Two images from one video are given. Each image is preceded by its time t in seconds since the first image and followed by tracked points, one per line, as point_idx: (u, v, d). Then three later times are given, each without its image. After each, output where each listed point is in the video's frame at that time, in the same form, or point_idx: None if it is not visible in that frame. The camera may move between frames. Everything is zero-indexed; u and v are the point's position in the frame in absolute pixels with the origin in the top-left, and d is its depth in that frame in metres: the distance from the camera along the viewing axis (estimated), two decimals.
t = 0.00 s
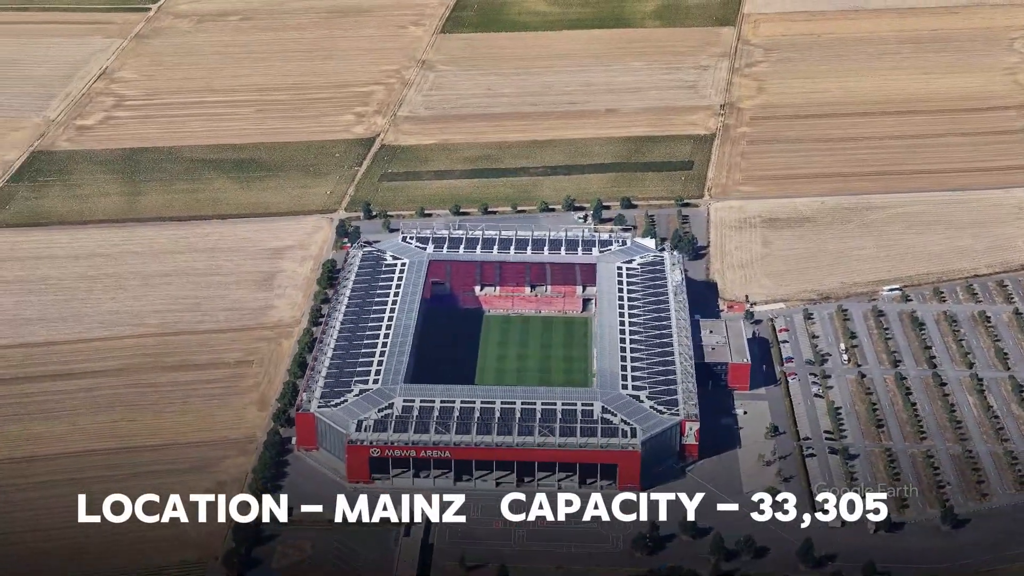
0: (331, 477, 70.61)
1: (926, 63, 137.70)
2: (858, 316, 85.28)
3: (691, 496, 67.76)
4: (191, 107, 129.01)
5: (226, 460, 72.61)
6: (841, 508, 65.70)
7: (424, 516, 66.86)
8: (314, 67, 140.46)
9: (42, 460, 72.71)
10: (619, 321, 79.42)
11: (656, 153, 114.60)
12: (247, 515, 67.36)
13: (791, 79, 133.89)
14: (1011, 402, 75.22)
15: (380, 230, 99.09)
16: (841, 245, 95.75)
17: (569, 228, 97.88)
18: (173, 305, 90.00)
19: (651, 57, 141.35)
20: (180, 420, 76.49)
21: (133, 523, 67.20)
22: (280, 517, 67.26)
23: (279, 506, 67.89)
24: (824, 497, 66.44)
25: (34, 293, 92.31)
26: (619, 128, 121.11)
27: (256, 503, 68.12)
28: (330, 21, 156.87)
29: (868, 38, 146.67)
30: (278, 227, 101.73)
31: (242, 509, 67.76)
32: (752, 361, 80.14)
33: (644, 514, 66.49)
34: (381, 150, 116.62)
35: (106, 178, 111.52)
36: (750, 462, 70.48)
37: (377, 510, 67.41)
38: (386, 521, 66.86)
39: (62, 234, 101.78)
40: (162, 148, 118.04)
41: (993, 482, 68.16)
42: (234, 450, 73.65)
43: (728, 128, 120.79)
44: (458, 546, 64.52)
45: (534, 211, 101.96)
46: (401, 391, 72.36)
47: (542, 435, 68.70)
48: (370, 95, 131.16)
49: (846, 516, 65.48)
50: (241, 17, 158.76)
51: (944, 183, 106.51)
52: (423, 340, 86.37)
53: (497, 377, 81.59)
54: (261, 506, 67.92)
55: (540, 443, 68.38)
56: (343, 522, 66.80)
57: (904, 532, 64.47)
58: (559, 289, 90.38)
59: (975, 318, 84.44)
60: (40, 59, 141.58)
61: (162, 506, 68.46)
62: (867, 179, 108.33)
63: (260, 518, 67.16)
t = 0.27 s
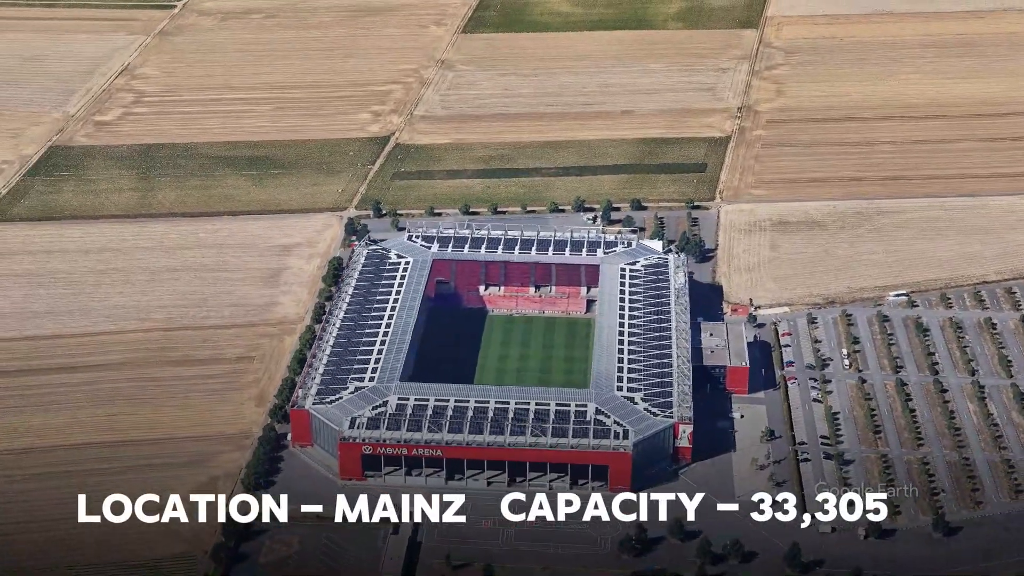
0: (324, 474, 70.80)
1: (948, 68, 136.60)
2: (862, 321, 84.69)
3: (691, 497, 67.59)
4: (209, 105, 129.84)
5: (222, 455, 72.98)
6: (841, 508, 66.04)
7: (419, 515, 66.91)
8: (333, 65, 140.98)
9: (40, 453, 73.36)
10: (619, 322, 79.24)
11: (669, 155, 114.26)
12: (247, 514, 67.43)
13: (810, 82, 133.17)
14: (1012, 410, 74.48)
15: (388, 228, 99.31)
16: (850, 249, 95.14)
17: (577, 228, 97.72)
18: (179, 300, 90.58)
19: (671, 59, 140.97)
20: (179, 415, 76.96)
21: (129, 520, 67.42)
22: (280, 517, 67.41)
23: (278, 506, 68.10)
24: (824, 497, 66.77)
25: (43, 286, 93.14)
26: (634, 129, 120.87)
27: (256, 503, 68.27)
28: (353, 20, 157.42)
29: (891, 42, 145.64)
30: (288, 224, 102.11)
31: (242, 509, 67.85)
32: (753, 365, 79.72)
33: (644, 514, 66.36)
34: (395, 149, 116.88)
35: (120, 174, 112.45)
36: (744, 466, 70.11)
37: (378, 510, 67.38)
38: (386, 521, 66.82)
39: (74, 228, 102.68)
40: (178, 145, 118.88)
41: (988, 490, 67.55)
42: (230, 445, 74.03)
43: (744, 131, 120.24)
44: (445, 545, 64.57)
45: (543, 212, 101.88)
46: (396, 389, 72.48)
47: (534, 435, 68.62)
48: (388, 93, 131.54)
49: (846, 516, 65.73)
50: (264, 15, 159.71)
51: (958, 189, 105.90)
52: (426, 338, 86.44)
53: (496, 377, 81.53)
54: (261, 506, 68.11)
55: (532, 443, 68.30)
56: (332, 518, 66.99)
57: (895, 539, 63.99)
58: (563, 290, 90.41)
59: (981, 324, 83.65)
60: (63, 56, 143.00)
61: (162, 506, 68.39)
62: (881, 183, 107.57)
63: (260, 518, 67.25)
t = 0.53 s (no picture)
0: (317, 471, 70.98)
1: (970, 73, 135.42)
2: (866, 326, 84.10)
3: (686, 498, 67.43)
4: (227, 102, 130.60)
5: (217, 450, 73.33)
6: (841, 507, 65.87)
7: (409, 512, 67.05)
8: (353, 64, 141.42)
9: (38, 445, 74.00)
10: (619, 324, 79.06)
11: (683, 157, 113.89)
12: (247, 515, 67.08)
13: (829, 86, 132.39)
14: (1012, 418, 73.77)
15: (397, 227, 99.51)
16: (858, 254, 94.50)
17: (585, 229, 97.55)
18: (185, 295, 91.08)
19: (690, 60, 140.50)
20: (177, 410, 77.38)
21: (123, 513, 67.81)
22: (277, 514, 67.36)
23: (278, 506, 67.82)
24: (824, 497, 66.64)
25: (52, 280, 93.93)
26: (649, 131, 120.58)
27: (256, 502, 68.01)
28: (375, 19, 157.90)
29: (914, 46, 144.58)
30: (298, 221, 102.47)
31: (242, 509, 67.48)
32: (752, 368, 79.33)
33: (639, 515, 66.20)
34: (409, 148, 117.11)
35: (135, 170, 113.31)
36: (737, 469, 69.78)
37: (377, 510, 67.19)
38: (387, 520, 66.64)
39: (86, 223, 103.52)
40: (194, 141, 119.63)
41: (983, 498, 66.96)
42: (226, 440, 74.38)
43: (760, 133, 119.62)
44: (433, 543, 64.62)
45: (553, 212, 101.76)
46: (391, 387, 72.61)
47: (526, 436, 68.63)
48: (405, 92, 131.83)
49: (846, 515, 65.66)
50: (287, 13, 160.52)
51: (971, 194, 105.03)
52: (429, 337, 86.49)
53: (496, 377, 81.47)
54: (260, 506, 67.86)
55: (524, 443, 68.30)
56: (321, 514, 67.19)
57: (885, 546, 63.56)
58: (567, 291, 90.33)
59: (987, 331, 82.89)
60: (86, 52, 144.39)
61: (160, 505, 68.40)
62: (894, 188, 106.77)
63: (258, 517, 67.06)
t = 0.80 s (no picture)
0: (310, 467, 71.13)
1: (992, 78, 134.16)
2: (870, 331, 83.51)
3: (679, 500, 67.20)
4: (245, 99, 131.29)
5: (213, 445, 73.73)
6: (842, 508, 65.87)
7: (399, 509, 67.10)
8: (373, 63, 141.76)
9: (37, 438, 74.65)
10: (618, 325, 78.85)
11: (696, 159, 113.43)
12: (247, 514, 67.11)
13: (848, 89, 131.51)
14: (1011, 426, 73.05)
15: (405, 225, 99.62)
16: (867, 259, 93.84)
17: (593, 230, 97.33)
18: (191, 291, 91.61)
19: (710, 62, 139.97)
20: (176, 405, 77.83)
21: (117, 507, 68.21)
22: (270, 509, 67.59)
23: (278, 506, 67.68)
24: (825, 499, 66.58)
25: (61, 273, 94.72)
26: (664, 132, 120.23)
27: (257, 503, 67.85)
28: (397, 18, 158.23)
29: (937, 50, 143.38)
30: (308, 218, 102.79)
31: (242, 509, 67.50)
32: (752, 372, 78.91)
33: (630, 517, 66.04)
34: (423, 147, 117.24)
35: (150, 166, 114.13)
36: (730, 473, 69.42)
37: (377, 510, 67.01)
38: (386, 520, 66.47)
39: (98, 218, 104.35)
40: (210, 138, 120.34)
41: (978, 506, 66.38)
42: (222, 435, 74.72)
43: (775, 136, 118.95)
44: (420, 541, 64.66)
45: (562, 213, 101.62)
46: (386, 385, 72.74)
47: (518, 435, 68.60)
48: (422, 92, 132.00)
49: (843, 518, 65.46)
50: (310, 11, 161.23)
51: (986, 200, 104.10)
52: (431, 335, 86.51)
53: (495, 376, 81.41)
54: (261, 507, 67.67)
55: (516, 443, 68.25)
56: (311, 511, 67.38)
57: (874, 552, 63.11)
58: (571, 292, 89.97)
59: (991, 338, 82.11)
60: (109, 48, 145.64)
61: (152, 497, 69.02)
62: (908, 193, 105.91)
63: (250, 512, 67.31)
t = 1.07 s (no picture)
0: (304, 463, 71.27)
1: (1015, 82, 132.84)
2: (874, 336, 82.93)
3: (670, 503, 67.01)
4: (264, 97, 131.93)
5: (209, 439, 74.09)
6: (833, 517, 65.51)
7: (390, 508, 67.19)
8: (393, 61, 142.02)
9: (36, 430, 75.27)
10: (617, 327, 78.70)
11: (710, 161, 112.96)
12: (238, 510, 67.38)
13: (868, 93, 130.61)
14: (1011, 434, 72.34)
15: (414, 223, 99.76)
16: (875, 264, 93.17)
17: (600, 232, 97.18)
18: (198, 287, 92.14)
19: (729, 64, 139.43)
20: (176, 399, 78.29)
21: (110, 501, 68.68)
22: (262, 503, 67.80)
23: (270, 502, 67.91)
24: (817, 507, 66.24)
25: (70, 267, 95.53)
26: (680, 134, 119.83)
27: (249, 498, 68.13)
28: (420, 18, 158.49)
29: (960, 55, 142.16)
30: (318, 216, 103.08)
31: (234, 503, 67.76)
32: (751, 375, 78.52)
33: (620, 519, 65.86)
34: (436, 146, 117.37)
35: (165, 162, 114.90)
36: (723, 477, 69.06)
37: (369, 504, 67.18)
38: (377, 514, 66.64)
39: (111, 213, 105.17)
40: (226, 135, 121.02)
41: (971, 513, 65.82)
42: (219, 430, 75.05)
43: (791, 139, 118.28)
44: (409, 539, 64.73)
45: (572, 214, 101.51)
46: (382, 384, 72.87)
47: (510, 435, 68.53)
48: (440, 91, 132.17)
49: (833, 524, 65.10)
50: (333, 10, 161.79)
51: (1001, 206, 103.09)
52: (434, 334, 86.62)
53: (495, 376, 81.39)
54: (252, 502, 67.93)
55: (508, 443, 68.16)
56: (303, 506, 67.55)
57: (863, 559, 62.73)
58: (576, 292, 89.91)
59: (996, 346, 81.37)
60: (132, 46, 146.81)
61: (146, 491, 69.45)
62: (921, 198, 105.08)
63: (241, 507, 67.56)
